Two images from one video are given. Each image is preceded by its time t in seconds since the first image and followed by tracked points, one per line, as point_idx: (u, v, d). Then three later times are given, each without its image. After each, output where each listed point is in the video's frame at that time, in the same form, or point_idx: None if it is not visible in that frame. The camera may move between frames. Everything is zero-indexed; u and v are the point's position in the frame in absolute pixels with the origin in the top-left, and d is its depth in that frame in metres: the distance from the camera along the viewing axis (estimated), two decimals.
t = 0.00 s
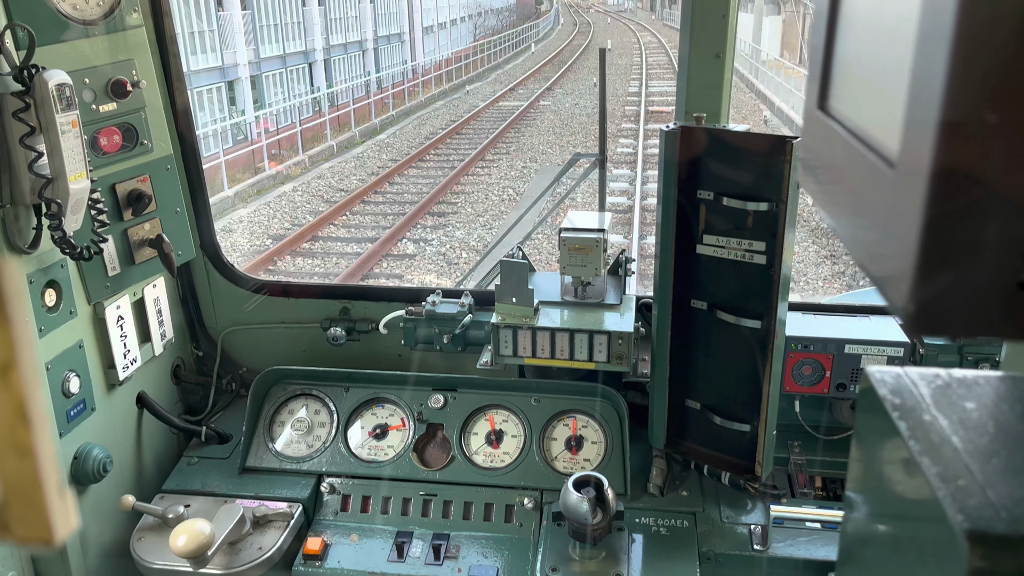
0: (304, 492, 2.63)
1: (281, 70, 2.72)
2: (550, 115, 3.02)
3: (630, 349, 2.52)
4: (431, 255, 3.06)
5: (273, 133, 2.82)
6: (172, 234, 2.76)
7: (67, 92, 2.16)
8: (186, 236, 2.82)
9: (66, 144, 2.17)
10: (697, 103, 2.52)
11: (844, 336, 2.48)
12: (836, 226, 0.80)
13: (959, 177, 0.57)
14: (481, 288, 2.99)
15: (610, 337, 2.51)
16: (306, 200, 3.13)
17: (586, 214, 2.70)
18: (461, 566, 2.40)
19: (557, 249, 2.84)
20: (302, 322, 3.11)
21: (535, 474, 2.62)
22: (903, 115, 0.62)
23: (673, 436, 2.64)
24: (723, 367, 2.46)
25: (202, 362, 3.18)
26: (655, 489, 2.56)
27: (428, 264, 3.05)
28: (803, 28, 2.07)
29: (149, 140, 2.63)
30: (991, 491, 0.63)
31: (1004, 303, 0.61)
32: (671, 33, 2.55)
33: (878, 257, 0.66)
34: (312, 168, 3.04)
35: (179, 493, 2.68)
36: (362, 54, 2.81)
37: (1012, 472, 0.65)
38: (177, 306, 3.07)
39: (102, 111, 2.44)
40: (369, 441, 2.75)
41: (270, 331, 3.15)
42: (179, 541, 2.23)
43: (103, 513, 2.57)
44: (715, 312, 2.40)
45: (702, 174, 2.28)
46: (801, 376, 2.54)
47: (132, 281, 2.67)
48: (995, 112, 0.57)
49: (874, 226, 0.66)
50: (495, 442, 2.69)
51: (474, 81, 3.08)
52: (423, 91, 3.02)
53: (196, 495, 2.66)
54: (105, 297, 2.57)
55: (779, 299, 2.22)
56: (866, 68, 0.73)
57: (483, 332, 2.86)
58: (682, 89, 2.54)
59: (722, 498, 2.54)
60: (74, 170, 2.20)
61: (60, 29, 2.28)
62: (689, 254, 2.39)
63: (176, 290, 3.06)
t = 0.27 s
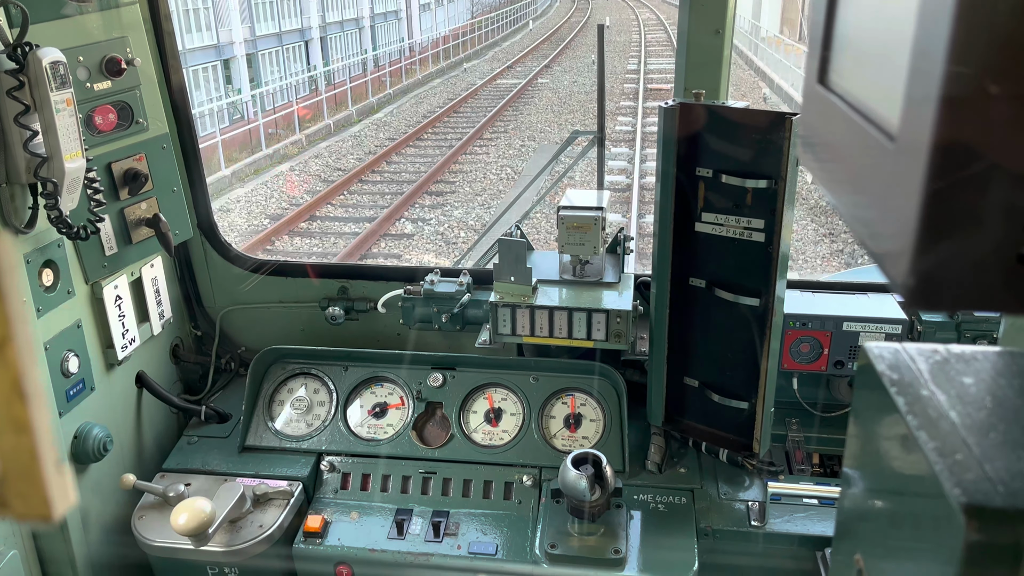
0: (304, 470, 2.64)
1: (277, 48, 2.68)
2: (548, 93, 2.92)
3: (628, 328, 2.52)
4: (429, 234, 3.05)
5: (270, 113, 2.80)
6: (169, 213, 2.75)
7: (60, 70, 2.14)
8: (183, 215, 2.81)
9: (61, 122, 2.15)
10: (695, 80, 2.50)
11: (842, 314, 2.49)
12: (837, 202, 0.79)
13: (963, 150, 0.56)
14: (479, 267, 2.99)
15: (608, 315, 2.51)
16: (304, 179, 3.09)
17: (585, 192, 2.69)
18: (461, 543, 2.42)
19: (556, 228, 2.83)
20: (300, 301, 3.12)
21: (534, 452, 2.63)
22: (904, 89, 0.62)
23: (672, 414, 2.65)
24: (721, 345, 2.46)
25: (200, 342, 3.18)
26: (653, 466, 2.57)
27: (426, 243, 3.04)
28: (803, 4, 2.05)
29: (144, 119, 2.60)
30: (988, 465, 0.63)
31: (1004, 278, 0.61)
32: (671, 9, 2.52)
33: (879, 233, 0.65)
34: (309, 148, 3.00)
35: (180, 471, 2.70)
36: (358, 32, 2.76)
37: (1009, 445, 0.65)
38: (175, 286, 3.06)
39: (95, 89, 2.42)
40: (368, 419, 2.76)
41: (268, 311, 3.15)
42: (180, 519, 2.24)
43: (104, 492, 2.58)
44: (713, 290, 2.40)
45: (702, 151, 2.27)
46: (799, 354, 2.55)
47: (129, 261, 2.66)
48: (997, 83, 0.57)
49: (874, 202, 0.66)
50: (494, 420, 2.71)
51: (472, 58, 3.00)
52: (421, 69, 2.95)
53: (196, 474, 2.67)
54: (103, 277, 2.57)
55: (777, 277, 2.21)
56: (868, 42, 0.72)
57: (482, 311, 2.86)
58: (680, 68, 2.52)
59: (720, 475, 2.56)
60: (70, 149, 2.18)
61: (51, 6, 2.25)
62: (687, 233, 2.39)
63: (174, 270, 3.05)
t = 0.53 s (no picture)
0: (303, 453, 2.66)
1: (274, 30, 2.68)
2: (546, 74, 2.85)
3: (625, 311, 2.53)
4: (427, 217, 3.04)
5: (267, 96, 2.77)
6: (164, 197, 2.74)
7: (53, 53, 2.13)
8: (179, 199, 2.79)
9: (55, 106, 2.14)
10: (692, 61, 2.49)
11: (838, 296, 2.49)
12: (828, 184, 0.79)
13: (952, 133, 0.56)
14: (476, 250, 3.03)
15: (605, 298, 2.52)
16: (301, 162, 3.02)
17: (582, 175, 2.68)
18: (458, 525, 2.44)
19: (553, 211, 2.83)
20: (297, 286, 3.13)
21: (531, 435, 2.64)
22: (895, 72, 0.61)
23: (669, 397, 2.66)
24: (718, 328, 2.46)
25: (198, 326, 3.19)
26: (650, 448, 2.57)
27: (424, 226, 3.05)
28: None
29: (138, 102, 2.59)
30: (978, 448, 0.63)
31: (992, 261, 0.61)
32: None
33: (868, 215, 0.66)
34: (307, 130, 2.95)
35: (179, 455, 2.71)
36: (355, 14, 2.79)
37: (999, 428, 0.66)
38: (172, 270, 3.05)
39: (88, 72, 2.40)
40: (366, 403, 2.77)
41: (265, 295, 3.16)
42: (179, 502, 2.25)
43: (104, 475, 2.59)
44: (709, 273, 2.40)
45: (699, 133, 2.26)
46: (796, 336, 2.55)
47: (125, 245, 2.65)
48: (985, 65, 0.56)
49: (864, 186, 0.66)
50: (491, 403, 2.71)
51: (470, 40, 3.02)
52: (418, 50, 3.00)
53: (195, 457, 2.68)
54: (99, 261, 2.56)
55: (773, 259, 2.23)
56: (860, 23, 0.72)
57: (478, 295, 2.85)
58: (677, 48, 2.49)
59: (716, 457, 2.57)
60: (64, 133, 2.17)
61: None
62: (683, 216, 2.38)
63: (170, 254, 3.04)
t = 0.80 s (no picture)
0: (301, 438, 2.66)
1: (269, 13, 2.64)
2: (544, 57, 2.85)
3: (621, 294, 2.52)
4: (424, 201, 3.04)
5: (263, 79, 2.75)
6: (159, 182, 2.73)
7: (45, 37, 2.11)
8: (174, 183, 2.78)
9: (48, 91, 2.12)
10: (690, 43, 2.47)
11: (835, 279, 2.49)
12: (821, 166, 0.78)
13: (943, 113, 0.56)
14: (473, 235, 2.96)
15: (602, 282, 2.51)
16: (299, 146, 3.06)
17: (578, 157, 2.67)
18: (457, 508, 2.45)
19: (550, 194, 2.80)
20: (294, 270, 3.10)
21: (528, 418, 2.65)
22: (888, 52, 0.61)
23: (666, 379, 2.68)
24: (715, 311, 2.46)
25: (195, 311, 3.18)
26: (647, 431, 2.59)
27: (422, 210, 3.03)
28: None
29: (132, 86, 2.57)
30: (969, 429, 0.63)
31: (983, 242, 0.61)
32: None
33: (861, 198, 0.65)
34: (304, 115, 2.97)
35: (177, 440, 2.72)
36: None
37: (991, 410, 0.66)
38: (168, 255, 3.05)
39: (81, 56, 2.38)
40: (364, 387, 2.77)
41: (262, 280, 3.15)
42: (178, 486, 2.26)
43: (102, 460, 2.60)
44: (706, 256, 2.39)
45: (696, 115, 2.24)
46: (793, 319, 2.56)
47: (120, 230, 2.64)
48: (976, 44, 0.56)
49: (855, 168, 0.66)
50: (489, 387, 2.72)
51: (466, 23, 3.04)
52: (415, 33, 3.00)
53: (193, 442, 2.69)
54: (94, 247, 2.56)
55: (769, 241, 2.23)
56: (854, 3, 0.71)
57: (475, 279, 2.85)
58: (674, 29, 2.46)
59: (713, 439, 2.58)
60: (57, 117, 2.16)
61: None
62: (680, 199, 2.38)
63: (166, 238, 3.03)
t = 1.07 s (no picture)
0: (300, 425, 2.67)
1: None
2: (543, 42, 2.79)
3: (620, 281, 2.52)
4: (422, 188, 3.03)
5: (260, 67, 2.76)
6: (156, 169, 2.72)
7: (40, 24, 2.10)
8: (171, 171, 2.77)
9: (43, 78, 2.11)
10: (689, 28, 2.45)
11: (834, 264, 2.49)
12: (820, 150, 0.78)
13: (940, 96, 0.56)
14: (470, 222, 2.95)
15: (601, 268, 2.51)
16: (296, 133, 3.06)
17: (576, 143, 2.66)
18: (456, 494, 2.46)
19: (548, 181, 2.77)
20: (293, 258, 3.10)
21: (527, 404, 2.65)
22: (886, 34, 0.60)
23: (665, 365, 2.69)
24: (714, 297, 2.46)
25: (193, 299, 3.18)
26: (646, 417, 2.59)
27: (420, 198, 3.01)
28: None
29: (128, 73, 2.55)
30: (966, 413, 0.63)
31: (981, 225, 0.60)
32: None
33: (859, 181, 0.65)
34: (300, 102, 2.95)
35: (177, 427, 2.72)
36: None
37: (988, 394, 0.66)
38: (165, 243, 3.04)
39: (76, 43, 2.37)
40: (363, 374, 2.78)
41: (260, 267, 3.15)
42: (178, 474, 2.27)
43: (102, 448, 2.61)
44: (705, 242, 2.39)
45: (694, 100, 2.23)
46: (791, 304, 2.56)
47: (118, 218, 2.64)
48: (974, 26, 0.55)
49: (854, 151, 0.66)
50: (488, 373, 2.72)
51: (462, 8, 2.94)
52: (412, 19, 2.98)
53: (193, 429, 2.70)
54: (92, 235, 2.55)
55: (768, 226, 2.22)
56: None
57: (474, 266, 2.84)
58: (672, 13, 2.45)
59: (711, 424, 2.58)
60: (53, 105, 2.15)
61: None
62: (678, 185, 2.37)
63: (163, 226, 3.03)
